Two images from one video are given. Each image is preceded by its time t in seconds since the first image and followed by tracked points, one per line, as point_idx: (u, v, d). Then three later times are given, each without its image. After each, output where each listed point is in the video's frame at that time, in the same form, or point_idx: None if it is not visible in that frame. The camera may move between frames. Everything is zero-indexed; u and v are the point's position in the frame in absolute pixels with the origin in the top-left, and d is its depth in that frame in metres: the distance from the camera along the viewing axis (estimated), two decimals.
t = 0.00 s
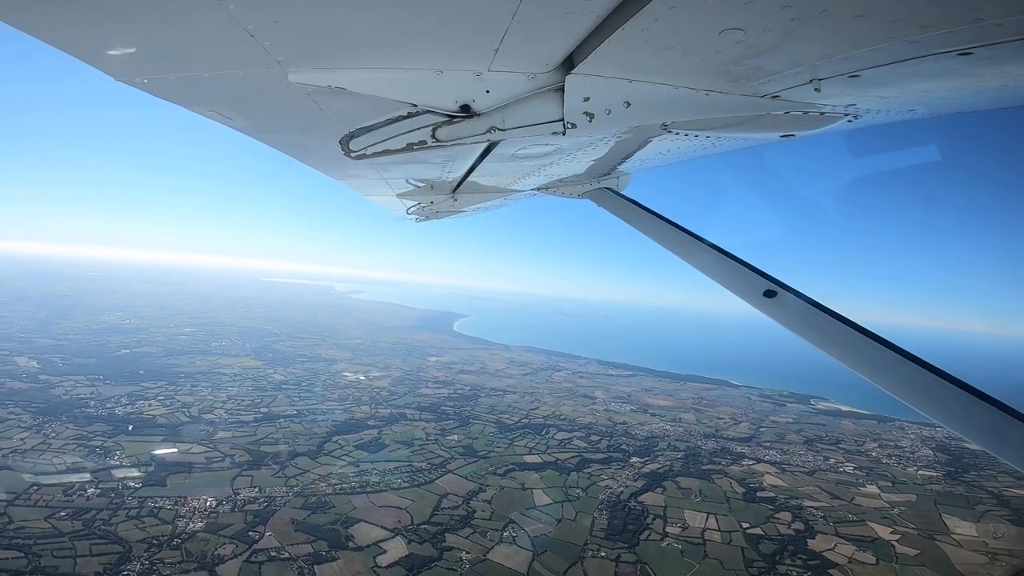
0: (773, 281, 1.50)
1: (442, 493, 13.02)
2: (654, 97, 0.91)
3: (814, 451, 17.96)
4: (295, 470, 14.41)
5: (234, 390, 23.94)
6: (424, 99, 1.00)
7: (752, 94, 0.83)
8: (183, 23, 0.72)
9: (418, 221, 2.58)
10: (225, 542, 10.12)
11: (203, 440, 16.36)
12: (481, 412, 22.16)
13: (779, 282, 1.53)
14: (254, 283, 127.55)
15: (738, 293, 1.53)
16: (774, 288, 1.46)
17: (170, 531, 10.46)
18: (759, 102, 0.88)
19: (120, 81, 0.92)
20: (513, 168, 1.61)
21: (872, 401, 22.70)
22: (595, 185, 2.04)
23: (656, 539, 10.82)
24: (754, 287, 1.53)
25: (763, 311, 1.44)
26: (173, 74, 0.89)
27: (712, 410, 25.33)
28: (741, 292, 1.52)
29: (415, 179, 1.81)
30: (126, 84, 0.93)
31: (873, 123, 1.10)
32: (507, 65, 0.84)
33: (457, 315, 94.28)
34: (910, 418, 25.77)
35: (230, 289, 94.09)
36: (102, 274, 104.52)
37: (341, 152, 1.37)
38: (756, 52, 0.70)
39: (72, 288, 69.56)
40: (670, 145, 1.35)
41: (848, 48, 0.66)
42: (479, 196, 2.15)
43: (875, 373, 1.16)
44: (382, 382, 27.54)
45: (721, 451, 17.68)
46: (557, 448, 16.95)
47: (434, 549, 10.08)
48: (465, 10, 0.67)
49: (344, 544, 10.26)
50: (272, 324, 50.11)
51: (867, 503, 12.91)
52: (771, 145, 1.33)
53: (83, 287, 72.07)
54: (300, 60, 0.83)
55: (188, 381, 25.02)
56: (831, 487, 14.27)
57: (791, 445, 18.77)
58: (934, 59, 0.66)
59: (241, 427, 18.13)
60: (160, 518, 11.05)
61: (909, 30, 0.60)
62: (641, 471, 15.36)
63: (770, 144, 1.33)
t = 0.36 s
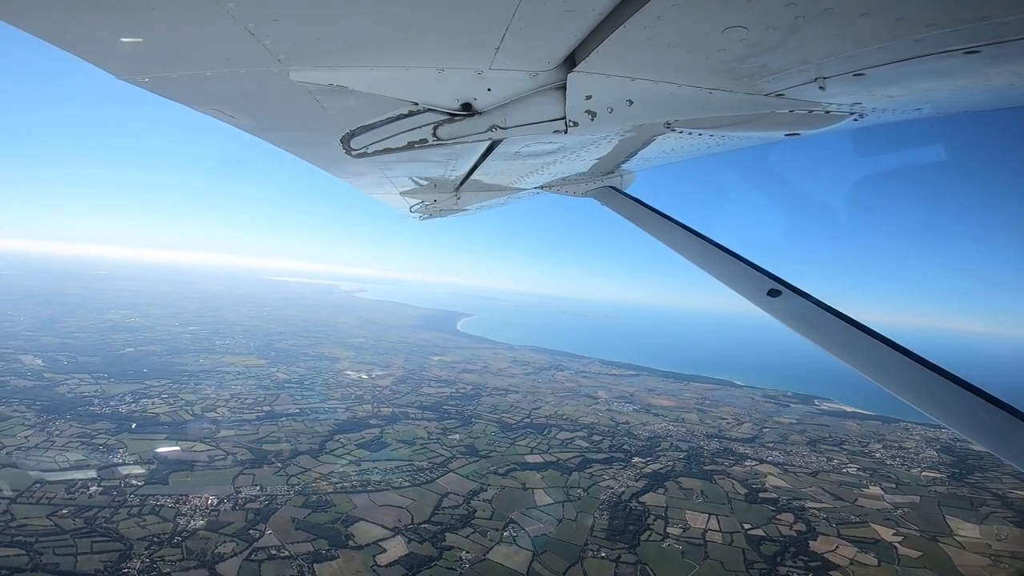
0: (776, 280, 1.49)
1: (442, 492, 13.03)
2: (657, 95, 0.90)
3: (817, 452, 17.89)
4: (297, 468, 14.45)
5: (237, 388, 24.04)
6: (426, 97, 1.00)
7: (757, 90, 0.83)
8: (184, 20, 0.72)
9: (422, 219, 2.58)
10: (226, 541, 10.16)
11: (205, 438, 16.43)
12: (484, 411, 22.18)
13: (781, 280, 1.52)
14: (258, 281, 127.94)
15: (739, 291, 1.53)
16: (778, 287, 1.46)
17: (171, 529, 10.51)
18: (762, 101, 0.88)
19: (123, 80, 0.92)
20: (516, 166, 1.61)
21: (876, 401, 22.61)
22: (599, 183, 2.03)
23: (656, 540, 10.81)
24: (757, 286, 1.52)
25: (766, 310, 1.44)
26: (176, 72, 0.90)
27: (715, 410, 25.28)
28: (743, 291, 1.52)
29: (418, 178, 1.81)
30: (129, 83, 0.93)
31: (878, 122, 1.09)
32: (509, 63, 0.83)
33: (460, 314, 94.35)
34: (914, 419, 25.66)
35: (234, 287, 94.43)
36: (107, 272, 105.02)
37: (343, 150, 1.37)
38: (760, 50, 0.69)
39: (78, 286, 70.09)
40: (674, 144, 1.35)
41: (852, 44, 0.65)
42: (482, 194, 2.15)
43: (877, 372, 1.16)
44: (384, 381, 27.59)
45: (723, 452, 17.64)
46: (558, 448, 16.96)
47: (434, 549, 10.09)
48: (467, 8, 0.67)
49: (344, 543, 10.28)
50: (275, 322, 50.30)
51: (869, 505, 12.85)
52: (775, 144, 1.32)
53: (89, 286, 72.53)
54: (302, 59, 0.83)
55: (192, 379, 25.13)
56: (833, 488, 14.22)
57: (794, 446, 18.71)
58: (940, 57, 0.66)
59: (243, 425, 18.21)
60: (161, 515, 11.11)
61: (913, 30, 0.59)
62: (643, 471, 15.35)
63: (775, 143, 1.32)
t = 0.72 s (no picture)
0: (779, 280, 1.48)
1: (442, 492, 13.03)
2: (660, 94, 0.90)
3: (819, 452, 17.85)
4: (298, 468, 14.46)
5: (238, 387, 24.07)
6: (429, 96, 0.99)
7: (760, 89, 0.82)
8: (187, 18, 0.72)
9: (424, 217, 2.57)
10: (225, 540, 10.17)
11: (206, 437, 16.45)
12: (485, 411, 22.19)
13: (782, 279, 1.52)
14: (260, 281, 128.06)
15: (741, 290, 1.52)
16: (780, 287, 1.45)
17: (171, 528, 10.52)
18: (765, 100, 0.87)
19: (127, 79, 0.92)
20: (519, 165, 1.60)
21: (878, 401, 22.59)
22: (601, 182, 2.03)
23: (656, 540, 10.80)
24: (760, 285, 1.52)
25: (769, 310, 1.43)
26: (179, 71, 0.90)
27: (716, 411, 25.24)
28: (745, 289, 1.51)
29: (420, 176, 1.81)
30: (131, 81, 0.93)
31: (882, 121, 1.09)
32: (511, 61, 0.83)
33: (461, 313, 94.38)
34: (916, 419, 25.61)
35: (235, 287, 94.59)
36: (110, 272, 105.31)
37: (346, 148, 1.36)
38: (761, 49, 0.69)
39: (81, 286, 70.28)
40: (677, 142, 1.35)
41: (858, 43, 0.65)
42: (484, 192, 2.14)
43: (880, 372, 1.15)
44: (385, 381, 27.62)
45: (725, 452, 17.61)
46: (559, 448, 16.95)
47: (433, 549, 10.09)
48: (470, 7, 0.67)
49: (343, 543, 10.29)
50: (277, 322, 50.38)
51: (871, 505, 12.83)
52: (779, 142, 1.32)
53: (92, 286, 72.77)
54: (305, 57, 0.83)
55: (193, 379, 25.18)
56: (834, 488, 14.19)
57: (796, 446, 18.68)
58: (945, 56, 0.66)
59: (244, 424, 18.23)
60: (161, 515, 11.12)
61: (921, 27, 0.59)
62: (643, 471, 15.34)
63: (778, 142, 1.32)
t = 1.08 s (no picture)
0: (777, 279, 1.49)
1: (440, 492, 13.02)
2: (658, 92, 0.90)
3: (818, 453, 17.86)
4: (296, 468, 14.46)
5: (237, 387, 24.07)
6: (426, 96, 0.99)
7: (758, 89, 0.82)
8: (183, 17, 0.71)
9: (423, 217, 2.57)
10: (221, 540, 10.16)
11: (204, 438, 16.44)
12: (483, 411, 22.19)
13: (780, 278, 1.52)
14: (259, 281, 128.02)
15: (739, 289, 1.52)
16: (779, 286, 1.45)
17: (167, 528, 10.52)
18: (762, 100, 0.88)
19: (124, 78, 0.92)
20: (517, 164, 1.60)
21: (877, 401, 22.59)
22: (599, 181, 2.03)
23: (654, 540, 10.81)
24: (759, 285, 1.51)
25: (767, 310, 1.43)
26: (175, 71, 0.89)
27: (716, 411, 25.24)
28: (744, 288, 1.52)
29: (418, 175, 1.81)
30: (128, 82, 0.93)
31: (881, 120, 1.09)
32: (509, 60, 0.83)
33: (461, 314, 94.37)
34: (916, 420, 25.61)
35: (235, 287, 94.51)
36: (109, 272, 105.25)
37: (344, 148, 1.36)
38: (759, 48, 0.69)
39: (80, 287, 70.23)
40: (675, 141, 1.35)
41: (855, 43, 0.65)
42: (483, 191, 2.14)
43: (877, 372, 1.15)
44: (384, 381, 27.60)
45: (723, 452, 17.61)
46: (558, 449, 16.95)
47: (430, 549, 10.08)
48: (468, 6, 0.66)
49: (340, 543, 10.28)
50: (276, 322, 50.38)
51: (869, 505, 12.83)
52: (777, 141, 1.31)
53: (92, 285, 72.79)
54: (302, 55, 0.83)
55: (192, 379, 25.17)
56: (833, 489, 14.20)
57: (795, 446, 18.68)
58: (942, 55, 0.65)
59: (242, 424, 18.21)
60: (158, 515, 11.11)
61: (919, 27, 0.58)
62: (642, 471, 15.34)
63: (776, 141, 1.32)
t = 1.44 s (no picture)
0: (775, 278, 1.49)
1: (438, 492, 13.02)
2: (656, 91, 0.90)
3: (816, 452, 17.88)
4: (293, 467, 14.46)
5: (234, 387, 24.04)
6: (425, 94, 0.99)
7: (757, 88, 0.82)
8: (181, 15, 0.71)
9: (421, 216, 2.57)
10: (217, 540, 10.15)
11: (201, 438, 16.42)
12: (482, 411, 22.19)
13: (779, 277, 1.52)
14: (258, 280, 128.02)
15: (738, 288, 1.52)
16: (776, 285, 1.45)
17: (163, 528, 10.50)
18: (762, 99, 0.87)
19: (120, 77, 0.91)
20: (515, 164, 1.60)
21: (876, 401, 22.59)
22: (598, 180, 2.03)
23: (651, 540, 10.81)
24: (757, 284, 1.52)
25: (764, 309, 1.43)
26: (174, 69, 0.89)
27: (715, 410, 25.26)
28: (743, 287, 1.52)
29: (416, 175, 1.81)
30: (126, 81, 0.93)
31: (881, 119, 1.08)
32: (508, 59, 0.83)
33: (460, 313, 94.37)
34: (915, 419, 25.63)
35: (234, 287, 94.25)
36: (108, 271, 104.95)
37: (342, 147, 1.36)
38: (761, 46, 0.68)
39: (80, 287, 69.97)
40: (673, 141, 1.35)
41: (853, 43, 0.65)
42: (480, 191, 2.13)
43: (876, 371, 1.16)
44: (382, 381, 27.61)
45: (722, 452, 17.63)
46: (556, 448, 16.97)
47: (427, 549, 10.09)
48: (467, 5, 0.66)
49: (337, 543, 10.28)
50: (274, 322, 50.34)
51: (867, 505, 12.84)
52: (775, 141, 1.32)
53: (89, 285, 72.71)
54: (300, 55, 0.83)
55: (190, 379, 25.14)
56: (831, 489, 14.23)
57: (793, 446, 18.70)
58: (939, 56, 0.66)
59: (240, 424, 18.19)
60: (154, 514, 11.10)
61: (917, 27, 0.59)
62: (640, 471, 15.35)
63: (774, 141, 1.32)
